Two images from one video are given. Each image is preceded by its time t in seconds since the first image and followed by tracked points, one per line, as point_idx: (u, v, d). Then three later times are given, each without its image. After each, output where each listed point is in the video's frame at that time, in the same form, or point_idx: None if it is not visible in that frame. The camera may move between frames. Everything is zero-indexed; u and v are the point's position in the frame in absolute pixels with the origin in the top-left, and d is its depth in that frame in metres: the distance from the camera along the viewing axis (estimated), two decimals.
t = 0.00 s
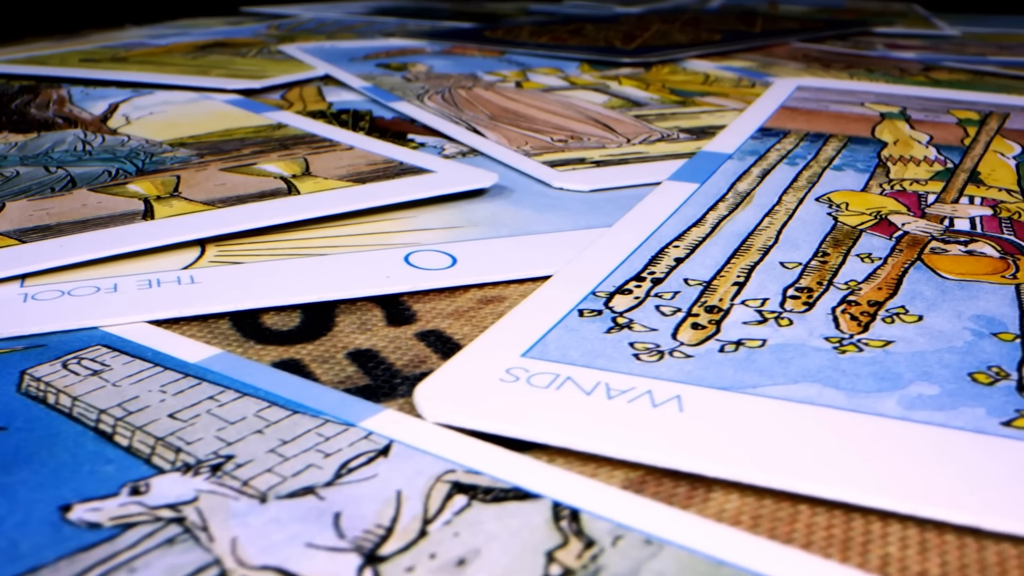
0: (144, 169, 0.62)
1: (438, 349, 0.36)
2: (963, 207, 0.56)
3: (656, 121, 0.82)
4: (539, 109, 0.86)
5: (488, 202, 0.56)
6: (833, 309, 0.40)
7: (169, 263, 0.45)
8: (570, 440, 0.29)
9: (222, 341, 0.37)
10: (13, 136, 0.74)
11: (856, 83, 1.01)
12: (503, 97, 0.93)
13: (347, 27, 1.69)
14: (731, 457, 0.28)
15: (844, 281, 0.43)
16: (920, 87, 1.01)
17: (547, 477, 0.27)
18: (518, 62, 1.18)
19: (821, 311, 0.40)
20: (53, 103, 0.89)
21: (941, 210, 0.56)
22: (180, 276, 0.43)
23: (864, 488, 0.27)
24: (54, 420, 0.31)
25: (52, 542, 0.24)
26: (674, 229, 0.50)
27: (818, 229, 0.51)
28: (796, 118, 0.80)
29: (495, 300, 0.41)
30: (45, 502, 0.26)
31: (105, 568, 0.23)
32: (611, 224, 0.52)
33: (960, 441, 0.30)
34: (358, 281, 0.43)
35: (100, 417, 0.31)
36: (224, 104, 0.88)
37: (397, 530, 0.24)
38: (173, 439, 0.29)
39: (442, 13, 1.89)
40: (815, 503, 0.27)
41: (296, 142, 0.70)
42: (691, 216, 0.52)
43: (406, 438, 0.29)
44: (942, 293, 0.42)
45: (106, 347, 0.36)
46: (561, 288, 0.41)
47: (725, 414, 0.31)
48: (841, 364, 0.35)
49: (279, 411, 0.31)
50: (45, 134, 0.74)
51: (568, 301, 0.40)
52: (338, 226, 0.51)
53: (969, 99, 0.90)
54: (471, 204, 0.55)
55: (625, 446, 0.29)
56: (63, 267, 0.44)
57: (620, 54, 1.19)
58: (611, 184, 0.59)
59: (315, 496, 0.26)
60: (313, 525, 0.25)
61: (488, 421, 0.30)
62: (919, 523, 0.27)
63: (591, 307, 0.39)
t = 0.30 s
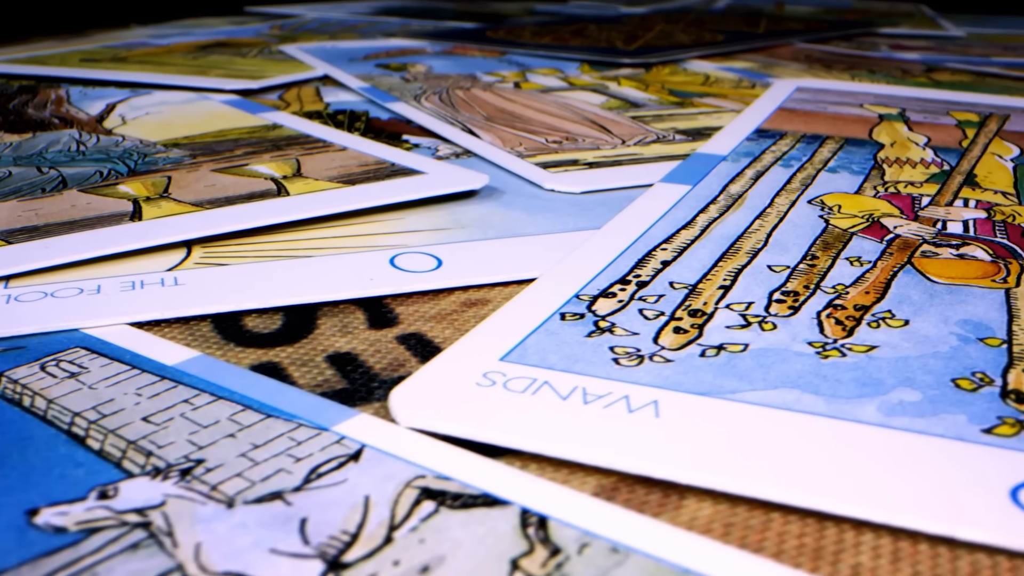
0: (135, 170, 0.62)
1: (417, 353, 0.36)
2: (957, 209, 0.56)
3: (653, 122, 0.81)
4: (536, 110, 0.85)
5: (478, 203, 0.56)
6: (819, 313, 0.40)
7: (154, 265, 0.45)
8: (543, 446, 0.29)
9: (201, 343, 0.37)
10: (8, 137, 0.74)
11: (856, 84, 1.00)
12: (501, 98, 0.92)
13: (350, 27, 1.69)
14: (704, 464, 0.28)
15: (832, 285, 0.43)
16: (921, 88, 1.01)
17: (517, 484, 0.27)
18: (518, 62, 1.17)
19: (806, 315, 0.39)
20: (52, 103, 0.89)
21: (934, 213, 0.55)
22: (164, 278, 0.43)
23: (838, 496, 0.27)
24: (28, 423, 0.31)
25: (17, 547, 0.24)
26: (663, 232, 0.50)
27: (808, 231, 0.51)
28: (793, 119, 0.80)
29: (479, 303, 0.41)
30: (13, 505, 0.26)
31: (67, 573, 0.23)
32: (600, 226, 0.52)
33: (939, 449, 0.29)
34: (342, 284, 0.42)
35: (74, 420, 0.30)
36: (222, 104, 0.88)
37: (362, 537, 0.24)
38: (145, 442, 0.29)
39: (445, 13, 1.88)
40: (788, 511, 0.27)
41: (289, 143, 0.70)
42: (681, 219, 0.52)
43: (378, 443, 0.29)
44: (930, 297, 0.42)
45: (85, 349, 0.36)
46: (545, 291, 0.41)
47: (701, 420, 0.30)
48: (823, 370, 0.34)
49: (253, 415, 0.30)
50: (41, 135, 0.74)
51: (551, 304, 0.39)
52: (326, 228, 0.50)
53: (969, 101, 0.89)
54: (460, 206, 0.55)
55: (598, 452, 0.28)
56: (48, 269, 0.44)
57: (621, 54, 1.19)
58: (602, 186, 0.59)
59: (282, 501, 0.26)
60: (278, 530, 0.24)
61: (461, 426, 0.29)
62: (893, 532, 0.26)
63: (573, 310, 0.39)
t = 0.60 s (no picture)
0: (128, 171, 0.62)
1: (397, 357, 0.36)
2: (950, 212, 0.56)
3: (650, 123, 0.81)
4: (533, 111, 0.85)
5: (469, 205, 0.56)
6: (804, 318, 0.39)
7: (140, 266, 0.45)
8: (516, 452, 0.29)
9: (182, 346, 0.37)
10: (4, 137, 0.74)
11: (857, 85, 0.99)
12: (499, 99, 0.92)
13: (352, 27, 1.69)
14: (678, 471, 0.28)
15: (819, 289, 0.43)
16: (922, 90, 1.00)
17: (488, 489, 0.26)
18: (518, 63, 1.17)
19: (791, 320, 0.39)
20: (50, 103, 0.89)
21: (927, 216, 0.55)
22: (148, 280, 0.43)
23: (811, 505, 0.26)
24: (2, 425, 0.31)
25: None
26: (652, 234, 0.49)
27: (799, 234, 0.50)
28: (791, 121, 0.80)
29: (463, 306, 0.41)
30: None
31: None
32: (590, 229, 0.51)
33: (917, 456, 0.29)
34: (325, 286, 0.42)
35: (49, 423, 0.30)
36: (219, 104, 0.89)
37: (328, 543, 0.24)
38: (117, 446, 0.29)
39: (448, 13, 1.88)
40: (761, 519, 0.27)
41: (283, 144, 0.70)
42: (671, 221, 0.52)
43: (351, 448, 0.29)
44: (919, 302, 0.42)
45: (66, 351, 0.36)
46: (529, 294, 0.41)
47: (679, 426, 0.30)
48: (805, 375, 0.34)
49: (227, 419, 0.30)
50: (37, 135, 0.74)
51: (533, 307, 0.39)
52: (314, 230, 0.50)
53: (970, 102, 0.88)
54: (450, 207, 0.55)
55: (572, 458, 0.28)
56: (34, 271, 0.44)
57: (621, 54, 1.19)
58: (594, 188, 0.59)
59: (250, 506, 0.26)
60: (244, 536, 0.24)
61: (435, 431, 0.29)
62: (867, 542, 0.26)
63: (556, 314, 0.38)
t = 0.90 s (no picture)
0: (119, 171, 0.62)
1: (374, 361, 0.36)
2: (943, 216, 0.55)
3: (646, 125, 0.81)
4: (529, 112, 0.85)
5: (458, 207, 0.55)
6: (786, 322, 0.39)
7: (124, 268, 0.45)
8: (485, 458, 0.28)
9: (160, 348, 0.37)
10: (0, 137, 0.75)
11: (858, 86, 0.99)
12: (496, 100, 0.92)
13: (355, 27, 1.68)
14: (647, 479, 0.27)
15: (804, 293, 0.42)
16: (923, 91, 0.99)
17: (452, 496, 0.26)
18: (519, 63, 1.17)
19: (774, 325, 0.39)
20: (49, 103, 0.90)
21: (919, 219, 0.54)
22: (131, 282, 0.43)
23: (779, 515, 0.26)
24: None
25: None
26: (639, 237, 0.49)
27: (787, 238, 0.50)
28: (788, 122, 0.79)
29: (445, 309, 0.41)
30: None
31: None
32: (577, 232, 0.51)
33: (891, 465, 0.29)
34: (308, 289, 0.42)
35: (20, 426, 0.30)
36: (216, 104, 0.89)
37: (288, 549, 0.24)
38: (87, 450, 0.29)
39: (452, 13, 1.88)
40: (729, 529, 0.27)
41: (276, 145, 0.70)
42: (659, 224, 0.52)
43: (319, 454, 0.28)
44: (904, 307, 0.41)
45: (43, 354, 0.36)
46: (510, 298, 0.40)
47: (651, 433, 0.30)
48: (783, 381, 0.34)
49: (198, 423, 0.30)
50: (33, 135, 0.74)
51: (514, 311, 0.39)
52: (300, 232, 0.50)
53: (971, 104, 0.88)
54: (439, 209, 0.55)
55: (540, 466, 0.28)
56: (18, 272, 0.44)
57: (622, 55, 1.18)
58: (585, 191, 0.59)
59: (214, 512, 0.26)
60: (205, 542, 0.24)
61: (404, 437, 0.29)
62: (835, 553, 0.26)
63: (536, 318, 0.38)
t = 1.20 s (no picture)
0: (112, 172, 0.62)
1: (353, 364, 0.36)
2: (937, 219, 0.55)
3: (642, 126, 0.80)
4: (526, 113, 0.85)
5: (448, 208, 0.55)
6: (771, 326, 0.39)
7: (110, 269, 0.45)
8: (458, 464, 0.28)
9: (140, 350, 0.37)
10: None
11: (858, 87, 0.98)
12: (494, 100, 0.92)
13: (358, 27, 1.68)
14: (619, 486, 0.27)
15: (791, 297, 0.42)
16: (924, 93, 0.99)
17: (421, 503, 0.26)
18: (518, 64, 1.17)
19: (758, 329, 0.38)
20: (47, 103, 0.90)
21: (912, 222, 0.54)
22: (115, 284, 0.43)
23: (751, 523, 0.26)
24: None
25: None
26: (628, 239, 0.49)
27: (778, 241, 0.50)
28: (785, 124, 0.79)
29: (428, 312, 0.40)
30: None
31: None
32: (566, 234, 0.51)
33: (868, 472, 0.28)
34: (291, 291, 0.42)
35: None
36: (213, 104, 0.89)
37: (253, 555, 0.24)
38: (58, 453, 0.29)
39: (455, 13, 1.88)
40: (700, 537, 0.26)
41: (270, 146, 0.70)
42: (649, 226, 0.51)
43: (290, 458, 0.28)
44: (891, 311, 0.41)
45: (23, 356, 0.36)
46: (493, 300, 0.40)
47: (626, 439, 0.29)
48: (764, 387, 0.33)
49: (172, 427, 0.30)
50: (29, 135, 0.75)
51: (496, 314, 0.39)
52: (288, 234, 0.50)
53: (971, 106, 0.87)
54: (429, 211, 0.55)
55: (513, 472, 0.28)
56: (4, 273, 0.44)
57: (622, 55, 1.18)
58: (576, 193, 0.58)
59: (181, 516, 0.25)
60: (169, 548, 0.24)
61: (377, 442, 0.29)
62: (807, 562, 0.26)
63: (518, 321, 0.38)
